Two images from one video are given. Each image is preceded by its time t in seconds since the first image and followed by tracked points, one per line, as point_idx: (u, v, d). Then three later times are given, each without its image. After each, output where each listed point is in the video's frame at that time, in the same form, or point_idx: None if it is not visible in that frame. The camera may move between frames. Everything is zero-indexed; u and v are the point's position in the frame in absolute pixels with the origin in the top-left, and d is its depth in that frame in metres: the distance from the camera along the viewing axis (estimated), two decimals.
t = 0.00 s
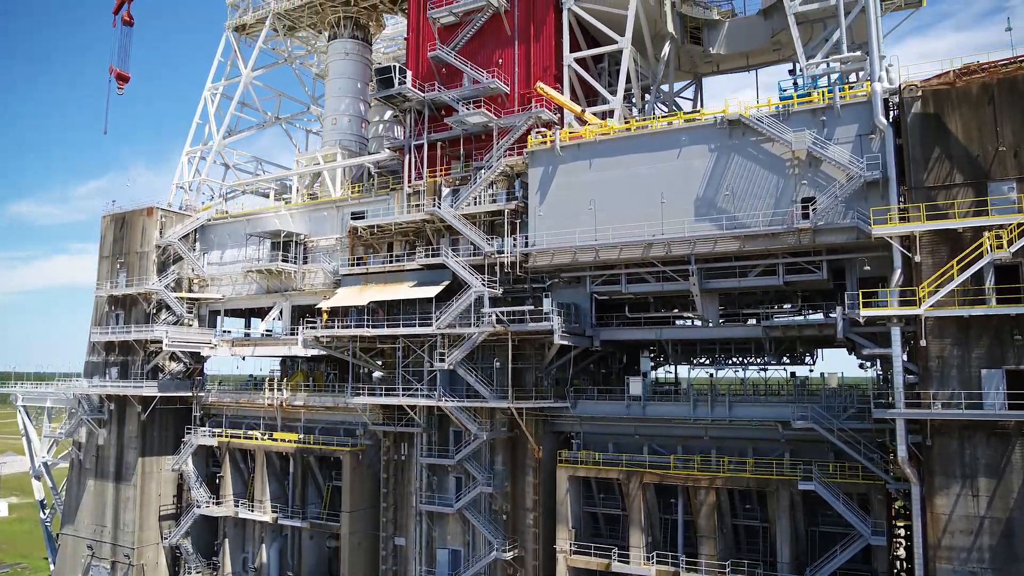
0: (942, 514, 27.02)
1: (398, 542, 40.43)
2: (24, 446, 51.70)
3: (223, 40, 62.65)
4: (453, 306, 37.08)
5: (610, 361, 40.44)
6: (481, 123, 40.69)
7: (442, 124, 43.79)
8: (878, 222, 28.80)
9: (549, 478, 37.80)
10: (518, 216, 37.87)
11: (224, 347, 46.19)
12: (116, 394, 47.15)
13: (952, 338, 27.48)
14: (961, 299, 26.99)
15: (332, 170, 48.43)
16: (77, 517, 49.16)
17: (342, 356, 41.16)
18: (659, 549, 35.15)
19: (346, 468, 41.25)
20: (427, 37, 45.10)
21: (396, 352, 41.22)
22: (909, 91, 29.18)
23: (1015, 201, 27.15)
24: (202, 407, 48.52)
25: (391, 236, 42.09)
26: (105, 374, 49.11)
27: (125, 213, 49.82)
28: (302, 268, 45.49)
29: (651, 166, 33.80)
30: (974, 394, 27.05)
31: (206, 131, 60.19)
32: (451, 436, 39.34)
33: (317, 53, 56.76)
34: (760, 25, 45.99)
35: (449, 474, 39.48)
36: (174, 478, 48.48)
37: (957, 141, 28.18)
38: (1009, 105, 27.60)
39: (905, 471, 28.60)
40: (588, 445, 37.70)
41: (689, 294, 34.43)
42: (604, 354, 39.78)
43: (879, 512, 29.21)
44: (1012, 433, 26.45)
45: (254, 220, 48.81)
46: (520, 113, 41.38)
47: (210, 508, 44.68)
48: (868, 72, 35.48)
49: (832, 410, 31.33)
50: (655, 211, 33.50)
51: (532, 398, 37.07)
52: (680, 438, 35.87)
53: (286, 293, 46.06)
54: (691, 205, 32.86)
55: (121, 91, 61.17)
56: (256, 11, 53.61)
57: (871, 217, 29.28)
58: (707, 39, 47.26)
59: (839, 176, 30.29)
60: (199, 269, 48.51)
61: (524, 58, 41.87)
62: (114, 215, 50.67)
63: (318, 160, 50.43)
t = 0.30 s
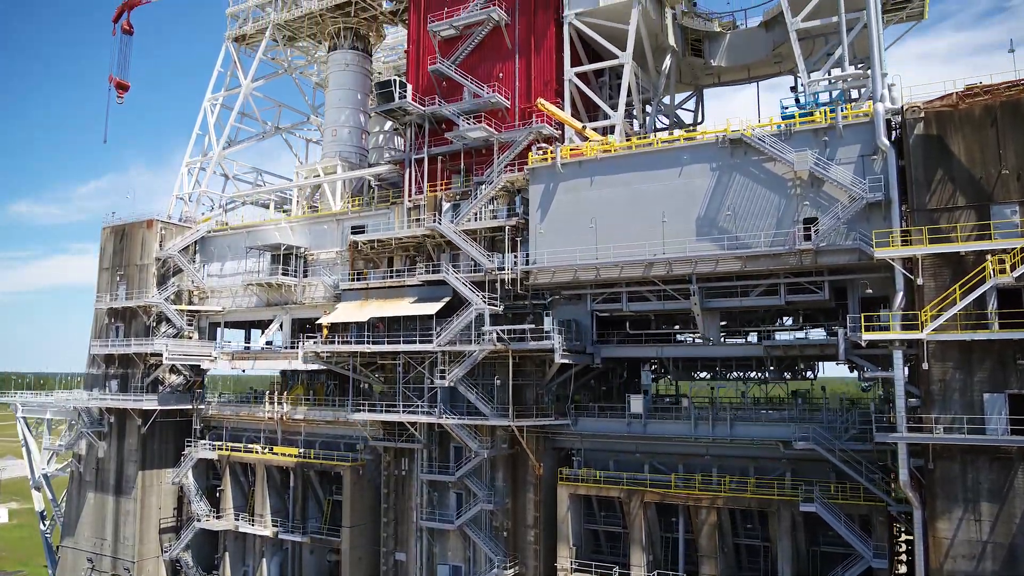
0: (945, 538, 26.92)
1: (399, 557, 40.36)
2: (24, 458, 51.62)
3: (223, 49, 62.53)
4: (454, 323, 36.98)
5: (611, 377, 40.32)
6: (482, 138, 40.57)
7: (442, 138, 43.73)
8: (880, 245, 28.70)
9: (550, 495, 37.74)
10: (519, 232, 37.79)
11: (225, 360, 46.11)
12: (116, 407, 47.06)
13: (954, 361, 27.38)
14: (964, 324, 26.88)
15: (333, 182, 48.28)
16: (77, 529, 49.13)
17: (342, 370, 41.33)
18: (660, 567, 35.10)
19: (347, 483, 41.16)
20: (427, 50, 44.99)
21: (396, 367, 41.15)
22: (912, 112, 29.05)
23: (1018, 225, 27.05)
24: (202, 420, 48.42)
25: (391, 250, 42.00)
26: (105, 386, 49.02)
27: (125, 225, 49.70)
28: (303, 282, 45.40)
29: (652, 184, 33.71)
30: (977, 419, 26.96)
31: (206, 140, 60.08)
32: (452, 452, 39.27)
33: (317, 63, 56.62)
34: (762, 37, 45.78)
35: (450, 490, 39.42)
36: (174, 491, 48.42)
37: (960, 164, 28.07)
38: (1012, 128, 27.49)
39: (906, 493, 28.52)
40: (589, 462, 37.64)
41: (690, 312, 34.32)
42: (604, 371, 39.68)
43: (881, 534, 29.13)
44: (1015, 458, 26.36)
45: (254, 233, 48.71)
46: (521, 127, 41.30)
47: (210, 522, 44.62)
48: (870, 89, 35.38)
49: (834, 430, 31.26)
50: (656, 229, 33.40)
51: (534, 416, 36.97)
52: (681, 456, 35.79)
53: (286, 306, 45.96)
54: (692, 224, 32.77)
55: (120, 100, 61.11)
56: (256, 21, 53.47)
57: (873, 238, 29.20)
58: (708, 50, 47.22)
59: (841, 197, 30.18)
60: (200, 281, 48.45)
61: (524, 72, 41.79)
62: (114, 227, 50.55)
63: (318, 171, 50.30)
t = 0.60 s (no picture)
0: (946, 563, 26.83)
1: (399, 573, 40.30)
2: (23, 470, 51.51)
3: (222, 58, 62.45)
4: (454, 340, 36.89)
5: (611, 394, 40.24)
6: (482, 153, 40.45)
7: (443, 152, 43.64)
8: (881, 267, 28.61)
9: (550, 512, 37.68)
10: (520, 249, 37.70)
11: (225, 374, 46.04)
12: (116, 421, 46.96)
13: (956, 385, 27.29)
14: (966, 348, 26.78)
15: (333, 194, 48.16)
16: (77, 542, 49.05)
17: (342, 386, 41.79)
18: None
19: (347, 499, 41.06)
20: (427, 63, 44.88)
21: (397, 383, 41.06)
22: (914, 134, 28.95)
23: (1020, 249, 26.94)
24: (202, 432, 48.31)
25: (391, 265, 41.88)
26: (105, 399, 48.89)
27: (125, 237, 49.59)
28: (302, 295, 45.29)
29: (653, 203, 33.60)
30: (979, 443, 26.88)
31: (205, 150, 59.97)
32: (452, 468, 39.18)
33: (317, 73, 56.49)
34: (763, 49, 45.63)
35: (450, 506, 39.36)
36: (174, 504, 48.33)
37: (962, 186, 27.97)
38: (1015, 151, 27.38)
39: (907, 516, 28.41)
40: (590, 479, 37.57)
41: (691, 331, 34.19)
42: (605, 387, 39.58)
43: (882, 557, 29.02)
44: (1017, 483, 26.27)
45: (254, 245, 48.53)
46: (521, 143, 41.18)
47: (210, 536, 44.54)
48: (871, 107, 35.28)
49: (835, 451, 31.15)
50: (657, 248, 33.28)
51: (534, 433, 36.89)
52: (682, 474, 35.69)
53: (286, 319, 45.86)
54: (693, 244, 32.67)
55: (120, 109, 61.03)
56: (255, 32, 53.33)
57: (875, 261, 29.09)
58: (709, 61, 47.16)
59: (843, 218, 30.06)
60: (199, 293, 48.37)
61: (525, 87, 41.66)
62: (113, 238, 50.42)
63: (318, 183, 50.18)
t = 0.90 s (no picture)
0: None
1: None
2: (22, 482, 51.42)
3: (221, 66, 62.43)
4: (455, 358, 36.81)
5: (611, 410, 40.14)
6: (483, 168, 40.33)
7: (443, 166, 43.54)
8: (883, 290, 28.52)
9: (551, 529, 37.61)
10: (520, 265, 37.62)
11: (225, 387, 45.94)
12: (115, 434, 46.85)
13: (958, 409, 27.20)
14: (968, 373, 26.68)
15: (333, 207, 48.04)
16: (77, 554, 48.99)
17: (342, 401, 41.76)
18: None
19: (347, 514, 40.98)
20: (427, 76, 44.79)
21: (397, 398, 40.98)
22: (916, 156, 28.84)
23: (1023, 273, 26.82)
24: (202, 445, 48.21)
25: (391, 280, 41.84)
26: (104, 412, 48.76)
27: (124, 250, 49.48)
28: (302, 309, 45.15)
29: (654, 222, 33.47)
30: (981, 467, 26.79)
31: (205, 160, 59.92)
32: (452, 485, 39.13)
33: (317, 83, 56.36)
34: (764, 62, 45.48)
35: (450, 522, 39.29)
36: (174, 517, 48.26)
37: (964, 209, 27.85)
38: (1017, 174, 27.26)
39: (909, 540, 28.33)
40: (590, 497, 37.46)
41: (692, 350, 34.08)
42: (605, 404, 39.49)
43: None
44: (1019, 508, 26.18)
45: (253, 258, 48.63)
46: (522, 158, 41.09)
47: (210, 550, 44.49)
48: (873, 125, 35.19)
49: (837, 473, 31.06)
50: (658, 268, 33.17)
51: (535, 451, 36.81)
52: (683, 492, 35.58)
53: (286, 333, 45.75)
54: (695, 263, 32.54)
55: (119, 118, 60.98)
56: (255, 43, 53.17)
57: (876, 283, 28.97)
58: (710, 74, 47.05)
59: (844, 239, 29.95)
60: (199, 305, 48.27)
61: (525, 101, 41.55)
62: (113, 251, 50.29)
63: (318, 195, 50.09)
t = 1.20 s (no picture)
0: None
1: None
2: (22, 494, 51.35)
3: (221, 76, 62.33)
4: (456, 375, 36.73)
5: (612, 425, 40.08)
6: (483, 183, 40.22)
7: (443, 180, 43.45)
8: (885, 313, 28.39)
9: (551, 546, 37.55)
10: (521, 282, 37.55)
11: (225, 400, 45.85)
12: (115, 447, 46.76)
13: (960, 434, 27.09)
14: (970, 398, 26.56)
15: (333, 220, 47.94)
16: (77, 567, 48.94)
17: (342, 416, 41.74)
18: None
19: (348, 530, 40.93)
20: (427, 89, 44.70)
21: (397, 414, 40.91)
22: (919, 178, 28.82)
23: None
24: (202, 458, 48.15)
25: (391, 295, 41.77)
26: (104, 425, 48.63)
27: (123, 262, 49.37)
28: (302, 323, 45.06)
29: (655, 241, 33.36)
30: (983, 493, 26.68)
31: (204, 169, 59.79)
32: (452, 501, 39.07)
33: (317, 93, 56.24)
34: (764, 74, 45.38)
35: (451, 539, 39.21)
36: (174, 530, 48.21)
37: (967, 232, 27.73)
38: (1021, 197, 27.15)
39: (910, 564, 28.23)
40: (591, 514, 37.36)
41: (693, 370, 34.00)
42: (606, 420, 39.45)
43: None
44: (1022, 534, 26.08)
45: (253, 271, 48.57)
46: (522, 172, 40.94)
47: (210, 564, 44.45)
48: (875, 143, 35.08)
49: (839, 494, 30.97)
50: (659, 287, 33.04)
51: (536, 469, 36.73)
52: (684, 510, 35.48)
53: (286, 346, 45.66)
54: (695, 283, 32.43)
55: (119, 127, 60.88)
56: (254, 54, 53.05)
57: (879, 306, 28.84)
58: (711, 86, 46.91)
59: (846, 261, 29.84)
60: (199, 318, 48.22)
61: (526, 116, 41.41)
62: (113, 263, 50.16)
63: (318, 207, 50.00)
